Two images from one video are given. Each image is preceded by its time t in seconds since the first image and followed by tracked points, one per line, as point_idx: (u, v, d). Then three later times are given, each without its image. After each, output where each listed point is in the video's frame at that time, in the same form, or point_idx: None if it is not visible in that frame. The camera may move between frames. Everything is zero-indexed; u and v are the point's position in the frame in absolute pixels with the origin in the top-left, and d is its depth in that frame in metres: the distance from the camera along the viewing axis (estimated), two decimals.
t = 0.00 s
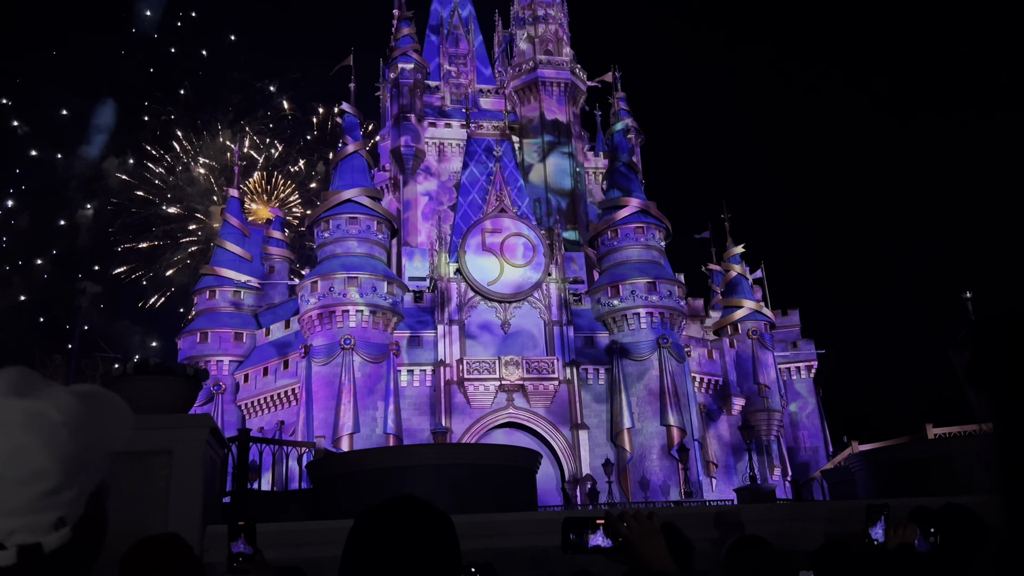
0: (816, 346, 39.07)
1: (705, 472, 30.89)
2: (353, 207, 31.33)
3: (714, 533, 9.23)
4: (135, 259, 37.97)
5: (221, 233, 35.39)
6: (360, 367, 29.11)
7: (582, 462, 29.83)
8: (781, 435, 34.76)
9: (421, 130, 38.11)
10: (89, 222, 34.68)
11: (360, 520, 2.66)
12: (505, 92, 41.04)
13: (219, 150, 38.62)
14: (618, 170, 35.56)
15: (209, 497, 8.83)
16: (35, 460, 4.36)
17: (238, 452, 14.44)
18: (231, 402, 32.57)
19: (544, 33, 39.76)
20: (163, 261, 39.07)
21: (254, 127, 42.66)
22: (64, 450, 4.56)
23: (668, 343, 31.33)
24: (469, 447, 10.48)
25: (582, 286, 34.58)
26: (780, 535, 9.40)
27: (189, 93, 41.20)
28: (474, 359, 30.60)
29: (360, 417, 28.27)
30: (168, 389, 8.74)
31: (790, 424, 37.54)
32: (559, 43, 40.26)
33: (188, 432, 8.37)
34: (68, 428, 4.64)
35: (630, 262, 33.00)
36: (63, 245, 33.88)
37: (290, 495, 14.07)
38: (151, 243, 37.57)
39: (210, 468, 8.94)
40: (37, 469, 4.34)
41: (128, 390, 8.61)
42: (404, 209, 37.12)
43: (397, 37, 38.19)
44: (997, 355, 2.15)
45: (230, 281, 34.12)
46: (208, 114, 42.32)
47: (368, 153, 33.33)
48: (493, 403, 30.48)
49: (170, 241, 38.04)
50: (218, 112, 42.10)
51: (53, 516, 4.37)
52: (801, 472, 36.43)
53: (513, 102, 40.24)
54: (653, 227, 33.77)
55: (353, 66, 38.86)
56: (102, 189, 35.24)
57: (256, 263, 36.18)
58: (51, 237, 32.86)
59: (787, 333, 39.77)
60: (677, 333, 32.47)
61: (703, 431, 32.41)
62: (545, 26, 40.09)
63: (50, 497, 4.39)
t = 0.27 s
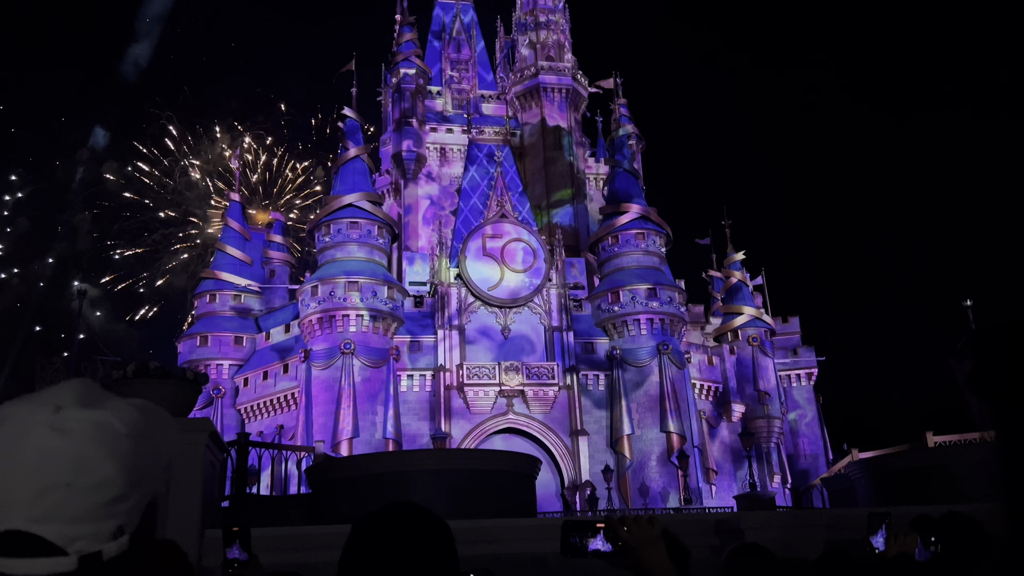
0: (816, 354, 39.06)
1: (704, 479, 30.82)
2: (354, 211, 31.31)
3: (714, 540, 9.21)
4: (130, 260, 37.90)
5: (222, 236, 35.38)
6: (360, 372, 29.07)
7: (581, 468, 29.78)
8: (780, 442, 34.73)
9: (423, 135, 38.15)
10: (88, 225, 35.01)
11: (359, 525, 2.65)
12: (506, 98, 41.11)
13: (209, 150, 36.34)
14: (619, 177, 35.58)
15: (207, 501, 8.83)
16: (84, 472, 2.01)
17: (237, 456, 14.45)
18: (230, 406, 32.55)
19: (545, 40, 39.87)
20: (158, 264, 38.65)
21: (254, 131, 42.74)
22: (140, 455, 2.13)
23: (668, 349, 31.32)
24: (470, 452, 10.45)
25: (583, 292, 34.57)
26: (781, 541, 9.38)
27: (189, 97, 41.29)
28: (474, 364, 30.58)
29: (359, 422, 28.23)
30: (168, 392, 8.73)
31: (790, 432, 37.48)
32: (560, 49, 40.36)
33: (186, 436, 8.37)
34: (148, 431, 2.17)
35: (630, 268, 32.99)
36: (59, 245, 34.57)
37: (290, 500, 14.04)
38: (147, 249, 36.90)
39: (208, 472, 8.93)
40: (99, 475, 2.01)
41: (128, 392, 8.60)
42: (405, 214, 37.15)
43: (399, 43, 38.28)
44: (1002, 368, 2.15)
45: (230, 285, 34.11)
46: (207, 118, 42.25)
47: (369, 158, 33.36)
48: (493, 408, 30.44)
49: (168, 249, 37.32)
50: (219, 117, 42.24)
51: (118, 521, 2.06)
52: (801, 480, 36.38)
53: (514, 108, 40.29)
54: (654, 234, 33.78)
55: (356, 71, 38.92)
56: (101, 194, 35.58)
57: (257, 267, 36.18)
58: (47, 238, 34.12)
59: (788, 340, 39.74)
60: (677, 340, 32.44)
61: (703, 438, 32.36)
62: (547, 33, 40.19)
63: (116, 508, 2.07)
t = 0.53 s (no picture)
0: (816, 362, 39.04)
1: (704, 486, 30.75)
2: (355, 216, 31.34)
3: (713, 547, 9.19)
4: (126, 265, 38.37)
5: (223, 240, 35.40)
6: (359, 377, 29.05)
7: (580, 475, 29.73)
8: (780, 450, 34.69)
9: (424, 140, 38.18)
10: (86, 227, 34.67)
11: (349, 532, 2.64)
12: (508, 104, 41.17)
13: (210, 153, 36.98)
14: (620, 183, 35.60)
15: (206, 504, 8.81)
16: (140, 482, 2.83)
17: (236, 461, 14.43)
18: (229, 410, 32.52)
19: (547, 46, 39.95)
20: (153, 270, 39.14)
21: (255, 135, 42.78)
22: (183, 460, 2.98)
23: (668, 355, 31.29)
24: (468, 458, 10.44)
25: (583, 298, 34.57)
26: (781, 549, 9.36)
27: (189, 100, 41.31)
28: (474, 369, 30.57)
29: (359, 427, 28.19)
30: (168, 394, 8.70)
31: (790, 439, 37.42)
32: (562, 56, 40.45)
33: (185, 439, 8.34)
34: (193, 441, 3.05)
35: (631, 274, 32.99)
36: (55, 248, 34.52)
37: (289, 504, 14.00)
38: (143, 256, 37.22)
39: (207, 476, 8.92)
40: (153, 481, 2.84)
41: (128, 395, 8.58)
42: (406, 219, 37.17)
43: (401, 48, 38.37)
44: (996, 387, 2.16)
45: (231, 288, 34.11)
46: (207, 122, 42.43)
47: (370, 162, 33.39)
48: (492, 414, 30.41)
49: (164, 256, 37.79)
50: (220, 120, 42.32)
51: (168, 527, 2.87)
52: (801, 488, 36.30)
53: (516, 114, 40.37)
54: (655, 240, 33.80)
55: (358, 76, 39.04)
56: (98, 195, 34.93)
57: (257, 271, 36.20)
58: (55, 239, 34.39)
59: (788, 348, 39.71)
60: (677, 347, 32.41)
61: (703, 445, 32.31)
62: (549, 39, 40.30)
63: (174, 509, 2.90)
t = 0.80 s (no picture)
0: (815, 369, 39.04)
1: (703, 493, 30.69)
2: (355, 220, 31.36)
3: (712, 555, 9.18)
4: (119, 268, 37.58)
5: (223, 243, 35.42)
6: (359, 381, 29.03)
7: (579, 481, 29.69)
8: (779, 457, 34.67)
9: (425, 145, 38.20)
10: (84, 230, 33.21)
11: (345, 534, 2.66)
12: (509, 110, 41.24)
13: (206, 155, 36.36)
14: (621, 189, 35.62)
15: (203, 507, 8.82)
16: (174, 491, 3.79)
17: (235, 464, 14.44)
18: (228, 413, 32.50)
19: (549, 52, 40.04)
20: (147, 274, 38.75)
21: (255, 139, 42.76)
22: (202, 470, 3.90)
23: (667, 362, 31.25)
24: (467, 463, 10.44)
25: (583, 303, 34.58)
26: (780, 557, 9.36)
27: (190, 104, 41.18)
28: (473, 374, 30.57)
29: (357, 432, 28.16)
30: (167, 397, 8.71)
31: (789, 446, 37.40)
32: (564, 61, 40.55)
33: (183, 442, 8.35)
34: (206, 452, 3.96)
35: (631, 280, 32.99)
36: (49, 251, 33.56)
37: (288, 507, 14.00)
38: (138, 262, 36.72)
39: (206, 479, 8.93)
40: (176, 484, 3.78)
41: (127, 398, 8.59)
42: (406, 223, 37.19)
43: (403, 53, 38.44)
44: (996, 393, 2.18)
45: (231, 291, 34.12)
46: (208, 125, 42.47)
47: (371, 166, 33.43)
48: (491, 419, 30.39)
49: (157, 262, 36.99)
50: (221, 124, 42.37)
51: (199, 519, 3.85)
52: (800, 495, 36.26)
53: (517, 119, 40.35)
54: (655, 246, 33.83)
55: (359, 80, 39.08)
56: (92, 199, 33.21)
57: (257, 275, 36.22)
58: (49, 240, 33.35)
59: (787, 354, 39.71)
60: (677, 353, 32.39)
61: (702, 451, 32.27)
62: (550, 45, 40.42)
63: (206, 510, 3.90)
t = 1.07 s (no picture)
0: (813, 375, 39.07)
1: (701, 498, 30.64)
2: (355, 224, 31.40)
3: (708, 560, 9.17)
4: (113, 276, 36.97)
5: (222, 246, 35.42)
6: (357, 384, 29.02)
7: (577, 486, 29.65)
8: (777, 463, 34.66)
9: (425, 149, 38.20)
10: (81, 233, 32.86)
11: (346, 538, 2.64)
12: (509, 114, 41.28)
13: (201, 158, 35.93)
14: (620, 195, 35.63)
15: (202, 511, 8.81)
16: (164, 485, 2.78)
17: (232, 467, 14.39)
18: (226, 416, 32.44)
19: (549, 57, 40.13)
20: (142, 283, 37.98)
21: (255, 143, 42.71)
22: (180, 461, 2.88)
23: (666, 367, 31.23)
24: (464, 467, 10.44)
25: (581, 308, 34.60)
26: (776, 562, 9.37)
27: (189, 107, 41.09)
28: (471, 378, 30.55)
29: (356, 436, 28.12)
30: (164, 399, 8.69)
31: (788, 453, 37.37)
32: (564, 67, 40.65)
33: (182, 444, 8.34)
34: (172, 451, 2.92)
35: (630, 285, 33.01)
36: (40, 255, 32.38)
37: (285, 509, 13.94)
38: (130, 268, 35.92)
39: (204, 481, 8.93)
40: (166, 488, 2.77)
41: (126, 399, 8.57)
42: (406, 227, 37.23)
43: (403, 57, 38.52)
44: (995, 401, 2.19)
45: (230, 294, 34.14)
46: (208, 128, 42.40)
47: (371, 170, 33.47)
48: (490, 423, 30.39)
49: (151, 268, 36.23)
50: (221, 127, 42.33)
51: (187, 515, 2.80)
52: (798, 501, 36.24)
53: (517, 124, 40.47)
54: (654, 251, 33.86)
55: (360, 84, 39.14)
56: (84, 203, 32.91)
57: (257, 278, 36.23)
58: (44, 242, 32.35)
59: (785, 360, 39.73)
60: (676, 358, 32.45)
61: (700, 457, 32.21)
62: (551, 50, 40.51)
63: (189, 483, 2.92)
